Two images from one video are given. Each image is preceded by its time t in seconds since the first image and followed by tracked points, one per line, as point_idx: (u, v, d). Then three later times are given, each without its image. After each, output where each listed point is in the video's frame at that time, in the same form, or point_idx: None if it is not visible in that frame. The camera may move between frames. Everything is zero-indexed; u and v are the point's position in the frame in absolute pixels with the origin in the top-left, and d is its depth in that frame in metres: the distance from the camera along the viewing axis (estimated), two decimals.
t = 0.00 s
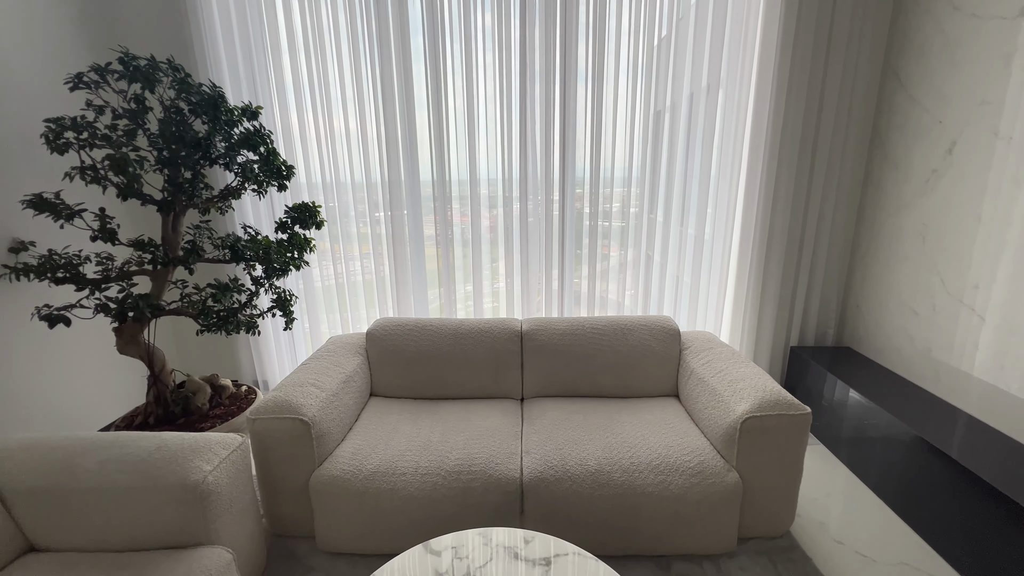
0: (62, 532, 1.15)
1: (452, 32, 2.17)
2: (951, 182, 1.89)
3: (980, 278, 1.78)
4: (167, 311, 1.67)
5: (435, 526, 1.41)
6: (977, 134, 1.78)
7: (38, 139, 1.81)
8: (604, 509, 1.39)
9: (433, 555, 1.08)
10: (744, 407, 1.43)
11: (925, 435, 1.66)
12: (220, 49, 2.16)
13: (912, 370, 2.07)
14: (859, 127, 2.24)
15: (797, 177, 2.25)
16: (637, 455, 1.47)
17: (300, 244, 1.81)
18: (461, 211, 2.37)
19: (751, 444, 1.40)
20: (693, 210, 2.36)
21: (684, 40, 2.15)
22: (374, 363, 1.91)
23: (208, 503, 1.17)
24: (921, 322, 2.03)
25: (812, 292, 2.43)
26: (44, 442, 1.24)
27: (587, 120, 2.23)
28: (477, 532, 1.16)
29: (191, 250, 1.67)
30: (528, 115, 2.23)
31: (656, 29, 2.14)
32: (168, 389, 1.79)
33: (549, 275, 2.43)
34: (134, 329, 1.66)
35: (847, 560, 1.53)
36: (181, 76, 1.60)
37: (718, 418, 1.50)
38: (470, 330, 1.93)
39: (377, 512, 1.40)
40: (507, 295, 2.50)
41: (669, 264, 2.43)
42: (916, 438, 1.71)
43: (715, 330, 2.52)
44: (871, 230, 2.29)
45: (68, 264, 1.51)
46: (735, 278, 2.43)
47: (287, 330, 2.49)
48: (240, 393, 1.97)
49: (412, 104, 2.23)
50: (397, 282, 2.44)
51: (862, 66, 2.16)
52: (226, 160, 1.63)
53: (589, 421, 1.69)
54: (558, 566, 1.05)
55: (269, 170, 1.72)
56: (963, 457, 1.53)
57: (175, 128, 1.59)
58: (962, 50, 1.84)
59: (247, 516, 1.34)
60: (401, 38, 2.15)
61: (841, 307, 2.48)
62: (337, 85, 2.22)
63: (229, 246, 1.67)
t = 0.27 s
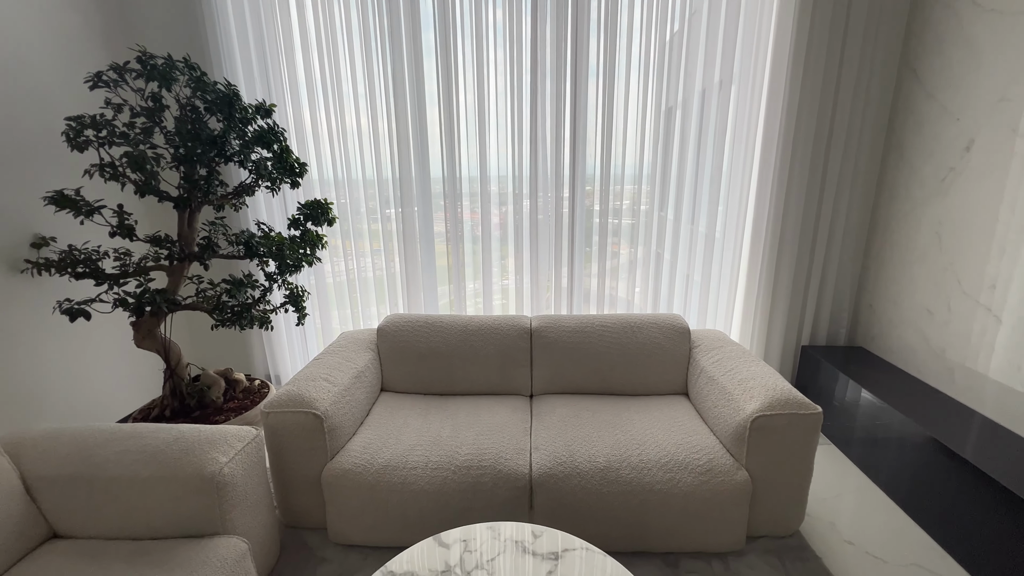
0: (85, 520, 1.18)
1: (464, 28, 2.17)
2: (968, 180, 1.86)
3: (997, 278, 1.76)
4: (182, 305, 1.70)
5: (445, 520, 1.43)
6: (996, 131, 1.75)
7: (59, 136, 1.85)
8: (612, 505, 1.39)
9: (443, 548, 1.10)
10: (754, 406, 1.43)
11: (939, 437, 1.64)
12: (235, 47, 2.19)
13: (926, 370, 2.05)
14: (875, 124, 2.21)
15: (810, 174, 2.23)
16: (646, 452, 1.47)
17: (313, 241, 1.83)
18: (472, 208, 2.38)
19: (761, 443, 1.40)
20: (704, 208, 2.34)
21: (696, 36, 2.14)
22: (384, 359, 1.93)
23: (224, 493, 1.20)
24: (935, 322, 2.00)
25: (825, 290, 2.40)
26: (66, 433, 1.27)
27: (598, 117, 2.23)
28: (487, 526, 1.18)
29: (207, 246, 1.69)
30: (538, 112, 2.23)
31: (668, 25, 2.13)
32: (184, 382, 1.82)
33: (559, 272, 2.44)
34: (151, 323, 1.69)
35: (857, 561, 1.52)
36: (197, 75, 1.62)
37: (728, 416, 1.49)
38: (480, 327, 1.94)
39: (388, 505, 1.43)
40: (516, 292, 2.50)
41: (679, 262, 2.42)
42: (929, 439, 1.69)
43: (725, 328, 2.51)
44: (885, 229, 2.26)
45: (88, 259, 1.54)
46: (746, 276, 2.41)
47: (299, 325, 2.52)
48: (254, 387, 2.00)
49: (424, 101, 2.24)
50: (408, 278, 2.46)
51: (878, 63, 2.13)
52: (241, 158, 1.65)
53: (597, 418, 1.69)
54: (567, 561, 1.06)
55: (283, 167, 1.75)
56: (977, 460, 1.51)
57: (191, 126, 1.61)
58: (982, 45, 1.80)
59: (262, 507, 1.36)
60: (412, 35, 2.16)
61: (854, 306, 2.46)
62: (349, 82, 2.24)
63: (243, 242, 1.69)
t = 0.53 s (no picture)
0: (99, 511, 1.21)
1: (471, 27, 2.18)
2: (978, 179, 1.84)
3: (1007, 277, 1.74)
4: (193, 302, 1.73)
5: (451, 515, 1.44)
6: (1007, 129, 1.73)
7: (72, 135, 1.88)
8: (617, 502, 1.40)
9: (449, 542, 1.11)
10: (760, 405, 1.43)
11: (947, 437, 1.63)
12: (245, 47, 2.22)
13: (935, 370, 2.03)
14: (884, 122, 2.19)
15: (818, 172, 2.22)
16: (651, 450, 1.47)
17: (321, 239, 1.85)
18: (478, 206, 2.39)
19: (767, 442, 1.40)
20: (711, 206, 2.34)
21: (703, 33, 2.13)
22: (391, 356, 1.94)
23: (234, 487, 1.22)
24: (944, 321, 1.99)
25: (832, 289, 2.39)
26: (81, 426, 1.30)
27: (605, 116, 2.23)
28: (492, 521, 1.19)
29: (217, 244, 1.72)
30: (545, 110, 2.23)
31: (675, 23, 2.12)
32: (194, 377, 1.85)
33: (565, 270, 2.44)
34: (162, 319, 1.72)
35: (863, 560, 1.52)
36: (207, 74, 1.64)
37: (733, 415, 1.50)
38: (486, 324, 1.95)
39: (395, 500, 1.44)
40: (522, 290, 2.51)
41: (685, 260, 2.42)
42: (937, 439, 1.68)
43: (732, 326, 2.50)
44: (894, 227, 2.25)
45: (101, 257, 1.57)
46: (753, 275, 2.41)
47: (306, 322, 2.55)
48: (262, 383, 2.03)
49: (430, 99, 2.25)
50: (414, 276, 2.47)
51: (888, 60, 2.11)
52: (250, 156, 1.67)
53: (603, 416, 1.70)
54: (572, 556, 1.07)
55: (291, 166, 1.76)
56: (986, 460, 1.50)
57: (201, 125, 1.63)
58: (994, 42, 1.79)
59: (271, 501, 1.38)
60: (420, 34, 2.17)
61: (862, 305, 2.44)
62: (356, 80, 2.25)
63: (252, 240, 1.71)
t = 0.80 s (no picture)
0: (103, 510, 1.21)
1: (473, 26, 2.18)
2: (981, 178, 1.84)
3: (1011, 277, 1.74)
4: (196, 301, 1.73)
5: (454, 513, 1.45)
6: (1011, 128, 1.73)
7: (76, 135, 1.88)
8: (620, 501, 1.40)
9: (452, 541, 1.12)
10: (762, 404, 1.42)
11: (950, 436, 1.62)
12: (247, 47, 2.22)
13: (938, 369, 2.03)
14: (887, 120, 2.19)
15: (821, 171, 2.21)
16: (653, 449, 1.47)
17: (323, 238, 1.85)
18: (480, 205, 2.39)
19: (769, 441, 1.40)
20: (713, 205, 2.33)
21: (706, 32, 2.13)
22: (394, 355, 1.95)
23: (237, 485, 1.22)
24: (948, 320, 1.98)
25: (835, 288, 2.39)
26: (85, 424, 1.31)
27: (607, 115, 2.23)
28: (495, 519, 1.19)
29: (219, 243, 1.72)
30: (547, 110, 2.23)
31: (678, 21, 2.12)
32: (197, 376, 1.85)
33: (567, 269, 2.44)
34: (165, 318, 1.72)
35: (866, 559, 1.52)
36: (210, 73, 1.64)
37: (736, 414, 1.49)
38: (488, 323, 1.96)
39: (398, 499, 1.44)
40: (524, 289, 2.51)
41: (688, 260, 2.42)
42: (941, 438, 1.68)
43: (734, 326, 2.50)
44: (897, 226, 2.24)
45: (104, 256, 1.57)
46: (755, 274, 2.40)
47: (309, 321, 2.55)
48: (265, 382, 2.03)
49: (433, 99, 2.25)
50: (417, 275, 2.47)
51: (891, 58, 2.10)
52: (253, 155, 1.68)
53: (605, 415, 1.70)
54: (574, 555, 1.07)
55: (294, 165, 1.76)
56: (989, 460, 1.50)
57: (205, 124, 1.64)
58: (998, 40, 1.78)
59: (274, 499, 1.39)
60: (422, 33, 2.17)
61: (865, 304, 2.44)
62: (359, 80, 2.26)
63: (255, 238, 1.72)
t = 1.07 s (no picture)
0: (99, 512, 1.21)
1: (470, 25, 2.17)
2: (978, 176, 1.84)
3: (1008, 275, 1.74)
4: (192, 302, 1.72)
5: (452, 514, 1.44)
6: (1007, 126, 1.73)
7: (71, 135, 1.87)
8: (618, 501, 1.40)
9: (450, 542, 1.11)
10: (760, 403, 1.42)
11: (947, 434, 1.63)
12: (243, 46, 2.21)
13: (935, 367, 2.03)
14: (884, 118, 2.19)
15: (818, 169, 2.21)
16: (651, 449, 1.47)
17: (320, 238, 1.85)
18: (477, 204, 2.39)
19: (767, 440, 1.40)
20: (711, 203, 2.33)
21: (703, 30, 2.13)
22: (391, 355, 1.94)
23: (234, 487, 1.22)
24: (944, 318, 1.99)
25: (833, 286, 2.39)
26: (81, 426, 1.30)
27: (604, 113, 2.22)
28: (493, 520, 1.19)
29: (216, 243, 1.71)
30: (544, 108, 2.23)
31: (674, 19, 2.12)
32: (194, 377, 1.85)
33: (564, 268, 2.44)
34: (162, 319, 1.72)
35: (864, 558, 1.52)
36: (205, 73, 1.64)
37: (733, 413, 1.49)
38: (486, 323, 1.95)
39: (396, 500, 1.44)
40: (522, 289, 2.51)
41: (685, 258, 2.42)
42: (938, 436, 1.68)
43: (732, 324, 2.50)
44: (894, 224, 2.24)
45: (100, 257, 1.56)
46: (752, 272, 2.40)
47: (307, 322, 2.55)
48: (262, 382, 2.03)
49: (429, 98, 2.25)
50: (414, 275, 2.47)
51: (888, 56, 2.10)
52: (249, 155, 1.67)
53: (603, 414, 1.70)
54: (573, 555, 1.07)
55: (290, 165, 1.75)
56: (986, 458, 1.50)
57: (200, 124, 1.63)
58: (995, 38, 1.78)
59: (271, 501, 1.38)
60: (418, 31, 2.16)
61: (862, 302, 2.44)
62: (355, 79, 2.25)
63: (251, 239, 1.71)
